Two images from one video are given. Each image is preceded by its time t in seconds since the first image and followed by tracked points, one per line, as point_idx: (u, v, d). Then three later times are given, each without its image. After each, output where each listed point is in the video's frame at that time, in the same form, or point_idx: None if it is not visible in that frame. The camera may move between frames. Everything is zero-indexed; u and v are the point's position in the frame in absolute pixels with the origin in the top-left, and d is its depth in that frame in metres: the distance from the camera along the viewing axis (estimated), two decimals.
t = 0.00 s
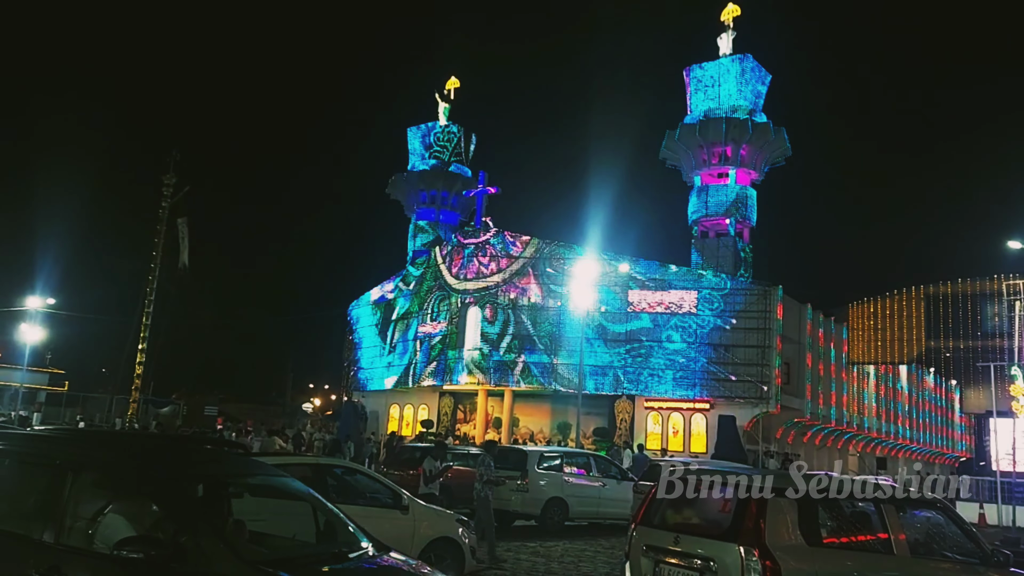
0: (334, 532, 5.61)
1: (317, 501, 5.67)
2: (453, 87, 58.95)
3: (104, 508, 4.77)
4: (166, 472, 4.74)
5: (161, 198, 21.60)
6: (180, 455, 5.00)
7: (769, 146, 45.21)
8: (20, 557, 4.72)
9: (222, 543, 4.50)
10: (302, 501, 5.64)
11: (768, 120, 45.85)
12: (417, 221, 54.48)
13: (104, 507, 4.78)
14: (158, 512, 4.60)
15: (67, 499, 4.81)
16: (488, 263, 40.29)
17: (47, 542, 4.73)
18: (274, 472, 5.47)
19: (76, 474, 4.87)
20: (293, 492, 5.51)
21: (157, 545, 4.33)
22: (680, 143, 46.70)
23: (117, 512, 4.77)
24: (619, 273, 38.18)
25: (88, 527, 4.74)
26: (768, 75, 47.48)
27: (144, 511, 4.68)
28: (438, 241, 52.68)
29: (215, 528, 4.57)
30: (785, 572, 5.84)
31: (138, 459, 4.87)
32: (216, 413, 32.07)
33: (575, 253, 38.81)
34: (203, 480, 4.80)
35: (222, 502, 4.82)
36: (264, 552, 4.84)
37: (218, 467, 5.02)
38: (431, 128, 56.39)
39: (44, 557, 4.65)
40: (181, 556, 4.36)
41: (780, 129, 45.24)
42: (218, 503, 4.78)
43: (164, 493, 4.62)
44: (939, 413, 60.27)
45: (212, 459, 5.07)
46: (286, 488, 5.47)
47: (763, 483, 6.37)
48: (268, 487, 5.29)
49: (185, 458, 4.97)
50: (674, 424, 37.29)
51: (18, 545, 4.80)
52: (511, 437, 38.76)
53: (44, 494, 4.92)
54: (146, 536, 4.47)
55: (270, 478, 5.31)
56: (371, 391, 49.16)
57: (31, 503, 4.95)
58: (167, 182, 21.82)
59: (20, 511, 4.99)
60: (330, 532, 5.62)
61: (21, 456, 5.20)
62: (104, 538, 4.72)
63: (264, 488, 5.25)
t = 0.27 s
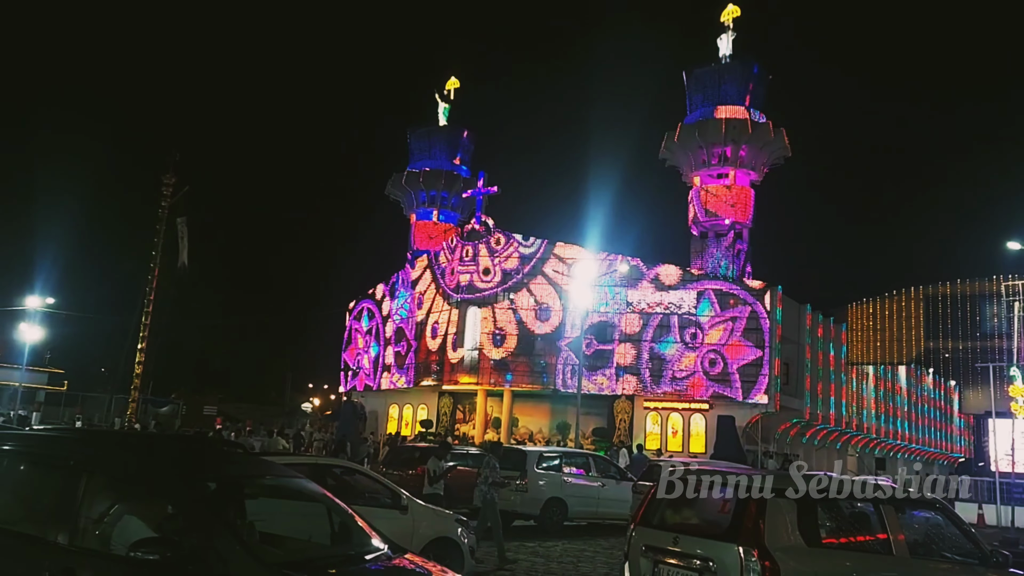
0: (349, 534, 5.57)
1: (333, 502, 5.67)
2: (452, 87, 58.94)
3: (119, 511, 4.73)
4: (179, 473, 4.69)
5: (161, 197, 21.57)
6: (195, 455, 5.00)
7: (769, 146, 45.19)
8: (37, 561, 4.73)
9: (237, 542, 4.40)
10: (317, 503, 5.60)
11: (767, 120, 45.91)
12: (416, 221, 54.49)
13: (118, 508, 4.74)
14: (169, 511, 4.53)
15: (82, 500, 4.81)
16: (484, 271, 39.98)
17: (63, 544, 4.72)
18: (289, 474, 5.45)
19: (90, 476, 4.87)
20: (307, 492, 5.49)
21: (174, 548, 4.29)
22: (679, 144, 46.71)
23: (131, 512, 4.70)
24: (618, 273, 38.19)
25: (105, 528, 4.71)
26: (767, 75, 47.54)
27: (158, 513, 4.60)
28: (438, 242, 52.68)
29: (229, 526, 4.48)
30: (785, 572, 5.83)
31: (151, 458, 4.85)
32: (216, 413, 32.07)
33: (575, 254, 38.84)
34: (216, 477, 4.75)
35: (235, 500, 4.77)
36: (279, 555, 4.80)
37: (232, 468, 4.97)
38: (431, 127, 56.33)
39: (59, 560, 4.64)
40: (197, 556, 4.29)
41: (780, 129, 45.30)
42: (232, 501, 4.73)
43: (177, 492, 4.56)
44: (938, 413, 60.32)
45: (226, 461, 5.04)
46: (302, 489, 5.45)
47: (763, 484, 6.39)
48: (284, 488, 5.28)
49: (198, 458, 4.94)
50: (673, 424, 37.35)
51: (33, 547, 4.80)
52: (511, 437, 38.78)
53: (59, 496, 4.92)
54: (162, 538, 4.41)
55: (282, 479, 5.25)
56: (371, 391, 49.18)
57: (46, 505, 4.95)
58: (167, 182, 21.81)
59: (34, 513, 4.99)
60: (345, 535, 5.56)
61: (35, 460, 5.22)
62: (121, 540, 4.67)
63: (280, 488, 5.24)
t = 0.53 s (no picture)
0: (365, 538, 5.43)
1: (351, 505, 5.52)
2: (452, 87, 58.97)
3: (136, 513, 4.74)
4: (194, 473, 4.61)
5: (161, 197, 21.57)
6: (209, 453, 4.91)
7: (769, 145, 45.20)
8: (51, 562, 4.71)
9: (252, 544, 4.30)
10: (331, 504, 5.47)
11: (766, 121, 45.96)
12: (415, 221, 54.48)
13: (134, 512, 4.75)
14: (186, 512, 4.47)
15: (98, 500, 4.81)
16: (481, 272, 40.08)
17: (78, 546, 4.71)
18: (304, 474, 5.32)
19: (105, 476, 4.86)
20: (323, 494, 5.37)
21: (189, 548, 4.22)
22: (678, 144, 46.72)
23: (149, 515, 4.72)
24: (619, 274, 38.21)
25: (121, 529, 4.72)
26: (766, 75, 47.60)
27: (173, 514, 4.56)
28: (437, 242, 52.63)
29: (243, 527, 4.37)
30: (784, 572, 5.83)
31: (165, 457, 4.81)
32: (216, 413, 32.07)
33: (575, 254, 38.80)
34: (230, 478, 4.64)
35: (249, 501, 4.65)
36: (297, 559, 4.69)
37: (245, 469, 4.84)
38: (430, 127, 56.33)
39: (74, 560, 4.63)
40: (212, 559, 4.18)
41: (779, 129, 45.34)
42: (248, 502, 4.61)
43: (192, 492, 4.49)
44: (936, 413, 60.39)
45: (241, 461, 4.93)
46: (318, 492, 5.34)
47: (763, 484, 6.38)
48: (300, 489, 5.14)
49: (214, 458, 4.85)
50: (672, 424, 37.37)
51: (46, 546, 4.81)
52: (510, 437, 38.78)
53: (74, 497, 4.92)
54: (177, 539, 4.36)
55: (297, 481, 5.13)
56: (370, 391, 49.19)
57: (60, 506, 4.95)
58: (167, 182, 21.81)
59: (47, 513, 5.00)
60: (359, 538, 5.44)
61: (49, 460, 5.22)
62: (138, 541, 4.69)
63: (296, 489, 5.09)
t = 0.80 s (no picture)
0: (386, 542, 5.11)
1: (367, 506, 5.18)
2: (451, 87, 58.95)
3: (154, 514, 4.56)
4: (211, 473, 4.40)
5: (160, 197, 21.53)
6: (226, 453, 4.70)
7: (769, 144, 45.18)
8: (63, 563, 4.49)
9: (273, 547, 4.06)
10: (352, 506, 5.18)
11: (766, 120, 46.00)
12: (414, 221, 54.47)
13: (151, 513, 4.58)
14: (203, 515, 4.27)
15: (115, 500, 4.64)
16: (478, 272, 40.17)
17: (92, 548, 4.51)
18: (321, 475, 5.02)
19: (121, 477, 4.69)
20: (339, 496, 4.99)
21: (208, 550, 3.98)
22: (678, 143, 46.70)
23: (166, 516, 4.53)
24: (618, 274, 38.20)
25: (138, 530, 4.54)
26: (766, 75, 47.63)
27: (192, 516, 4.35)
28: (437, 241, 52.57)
29: (261, 527, 4.14)
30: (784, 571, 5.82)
31: (182, 457, 4.64)
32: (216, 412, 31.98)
33: (575, 254, 38.81)
34: (246, 479, 4.37)
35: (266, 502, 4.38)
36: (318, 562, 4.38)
37: (259, 469, 4.58)
38: (429, 127, 56.31)
39: (85, 562, 4.41)
40: (230, 560, 3.93)
41: (779, 129, 45.37)
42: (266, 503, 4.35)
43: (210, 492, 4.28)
44: (936, 412, 60.44)
45: (258, 460, 4.70)
46: (335, 492, 4.99)
47: (763, 484, 6.36)
48: (316, 490, 4.83)
49: (231, 457, 4.63)
50: (672, 424, 37.39)
51: (60, 549, 4.60)
52: (510, 436, 38.71)
53: (88, 500, 4.76)
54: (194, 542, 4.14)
55: (316, 482, 4.85)
56: (370, 390, 49.15)
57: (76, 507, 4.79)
58: (166, 181, 21.77)
59: (62, 517, 4.86)
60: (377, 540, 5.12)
61: (66, 461, 5.08)
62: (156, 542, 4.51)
63: (312, 490, 4.78)
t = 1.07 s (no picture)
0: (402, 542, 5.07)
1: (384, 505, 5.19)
2: (451, 86, 58.92)
3: (170, 516, 4.50)
4: (231, 475, 4.35)
5: (160, 196, 21.53)
6: (246, 455, 4.62)
7: (769, 143, 45.20)
8: (80, 566, 4.48)
9: (292, 549, 4.02)
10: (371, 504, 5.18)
11: (765, 119, 46.05)
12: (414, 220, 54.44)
13: (168, 515, 4.52)
14: (221, 519, 4.22)
15: (131, 501, 4.59)
16: (475, 272, 40.18)
17: (110, 549, 4.49)
18: (340, 475, 5.00)
19: (139, 477, 4.65)
20: (358, 494, 5.06)
21: (226, 553, 4.00)
22: (677, 142, 46.59)
23: (184, 518, 4.45)
24: (618, 273, 38.23)
25: (157, 531, 4.51)
26: (765, 74, 47.67)
27: (212, 518, 4.30)
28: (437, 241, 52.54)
29: (282, 531, 4.11)
30: (785, 570, 5.81)
31: (199, 457, 4.57)
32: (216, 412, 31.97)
33: (573, 253, 38.80)
34: (264, 483, 4.33)
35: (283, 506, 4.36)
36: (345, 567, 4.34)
37: (276, 471, 4.53)
38: (429, 126, 56.33)
39: (103, 564, 4.42)
40: (254, 563, 3.92)
41: (778, 127, 45.41)
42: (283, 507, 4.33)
43: (229, 494, 4.23)
44: (935, 410, 60.48)
45: (277, 461, 4.66)
46: (354, 492, 5.00)
47: (763, 483, 6.36)
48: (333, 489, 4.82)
49: (249, 459, 4.57)
50: (672, 423, 37.44)
51: (77, 550, 4.58)
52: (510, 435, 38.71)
53: (104, 502, 4.69)
54: (214, 544, 4.10)
55: (337, 482, 4.86)
56: (370, 390, 49.15)
57: (91, 508, 4.76)
58: (165, 181, 21.75)
59: (77, 518, 4.81)
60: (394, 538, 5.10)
61: (81, 461, 5.03)
62: (172, 544, 4.43)
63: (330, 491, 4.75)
